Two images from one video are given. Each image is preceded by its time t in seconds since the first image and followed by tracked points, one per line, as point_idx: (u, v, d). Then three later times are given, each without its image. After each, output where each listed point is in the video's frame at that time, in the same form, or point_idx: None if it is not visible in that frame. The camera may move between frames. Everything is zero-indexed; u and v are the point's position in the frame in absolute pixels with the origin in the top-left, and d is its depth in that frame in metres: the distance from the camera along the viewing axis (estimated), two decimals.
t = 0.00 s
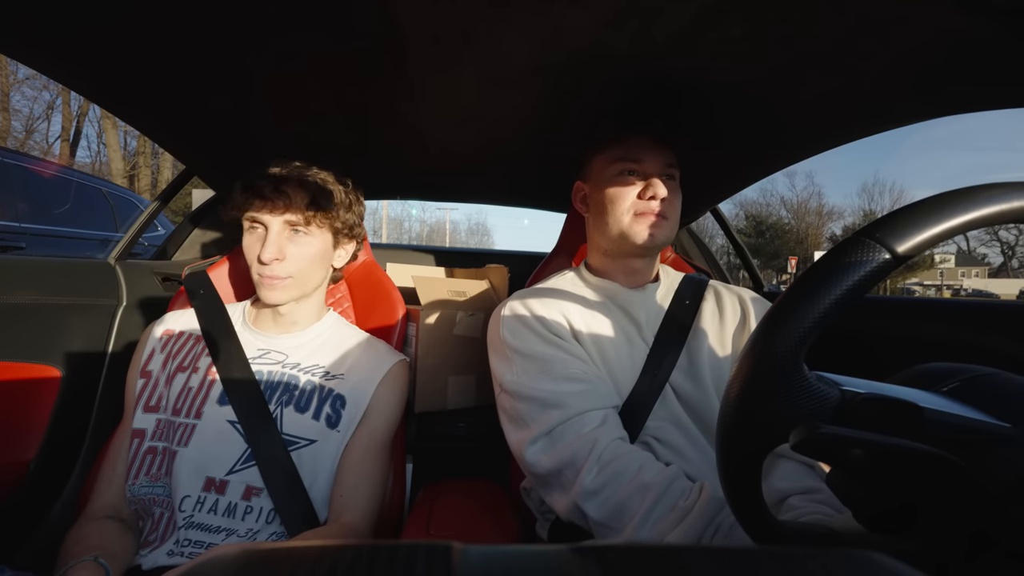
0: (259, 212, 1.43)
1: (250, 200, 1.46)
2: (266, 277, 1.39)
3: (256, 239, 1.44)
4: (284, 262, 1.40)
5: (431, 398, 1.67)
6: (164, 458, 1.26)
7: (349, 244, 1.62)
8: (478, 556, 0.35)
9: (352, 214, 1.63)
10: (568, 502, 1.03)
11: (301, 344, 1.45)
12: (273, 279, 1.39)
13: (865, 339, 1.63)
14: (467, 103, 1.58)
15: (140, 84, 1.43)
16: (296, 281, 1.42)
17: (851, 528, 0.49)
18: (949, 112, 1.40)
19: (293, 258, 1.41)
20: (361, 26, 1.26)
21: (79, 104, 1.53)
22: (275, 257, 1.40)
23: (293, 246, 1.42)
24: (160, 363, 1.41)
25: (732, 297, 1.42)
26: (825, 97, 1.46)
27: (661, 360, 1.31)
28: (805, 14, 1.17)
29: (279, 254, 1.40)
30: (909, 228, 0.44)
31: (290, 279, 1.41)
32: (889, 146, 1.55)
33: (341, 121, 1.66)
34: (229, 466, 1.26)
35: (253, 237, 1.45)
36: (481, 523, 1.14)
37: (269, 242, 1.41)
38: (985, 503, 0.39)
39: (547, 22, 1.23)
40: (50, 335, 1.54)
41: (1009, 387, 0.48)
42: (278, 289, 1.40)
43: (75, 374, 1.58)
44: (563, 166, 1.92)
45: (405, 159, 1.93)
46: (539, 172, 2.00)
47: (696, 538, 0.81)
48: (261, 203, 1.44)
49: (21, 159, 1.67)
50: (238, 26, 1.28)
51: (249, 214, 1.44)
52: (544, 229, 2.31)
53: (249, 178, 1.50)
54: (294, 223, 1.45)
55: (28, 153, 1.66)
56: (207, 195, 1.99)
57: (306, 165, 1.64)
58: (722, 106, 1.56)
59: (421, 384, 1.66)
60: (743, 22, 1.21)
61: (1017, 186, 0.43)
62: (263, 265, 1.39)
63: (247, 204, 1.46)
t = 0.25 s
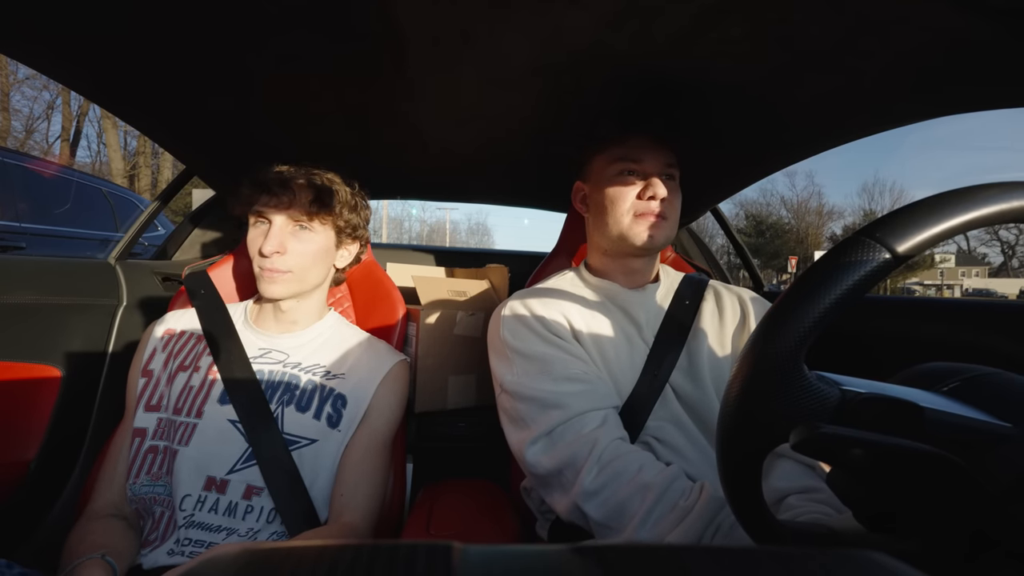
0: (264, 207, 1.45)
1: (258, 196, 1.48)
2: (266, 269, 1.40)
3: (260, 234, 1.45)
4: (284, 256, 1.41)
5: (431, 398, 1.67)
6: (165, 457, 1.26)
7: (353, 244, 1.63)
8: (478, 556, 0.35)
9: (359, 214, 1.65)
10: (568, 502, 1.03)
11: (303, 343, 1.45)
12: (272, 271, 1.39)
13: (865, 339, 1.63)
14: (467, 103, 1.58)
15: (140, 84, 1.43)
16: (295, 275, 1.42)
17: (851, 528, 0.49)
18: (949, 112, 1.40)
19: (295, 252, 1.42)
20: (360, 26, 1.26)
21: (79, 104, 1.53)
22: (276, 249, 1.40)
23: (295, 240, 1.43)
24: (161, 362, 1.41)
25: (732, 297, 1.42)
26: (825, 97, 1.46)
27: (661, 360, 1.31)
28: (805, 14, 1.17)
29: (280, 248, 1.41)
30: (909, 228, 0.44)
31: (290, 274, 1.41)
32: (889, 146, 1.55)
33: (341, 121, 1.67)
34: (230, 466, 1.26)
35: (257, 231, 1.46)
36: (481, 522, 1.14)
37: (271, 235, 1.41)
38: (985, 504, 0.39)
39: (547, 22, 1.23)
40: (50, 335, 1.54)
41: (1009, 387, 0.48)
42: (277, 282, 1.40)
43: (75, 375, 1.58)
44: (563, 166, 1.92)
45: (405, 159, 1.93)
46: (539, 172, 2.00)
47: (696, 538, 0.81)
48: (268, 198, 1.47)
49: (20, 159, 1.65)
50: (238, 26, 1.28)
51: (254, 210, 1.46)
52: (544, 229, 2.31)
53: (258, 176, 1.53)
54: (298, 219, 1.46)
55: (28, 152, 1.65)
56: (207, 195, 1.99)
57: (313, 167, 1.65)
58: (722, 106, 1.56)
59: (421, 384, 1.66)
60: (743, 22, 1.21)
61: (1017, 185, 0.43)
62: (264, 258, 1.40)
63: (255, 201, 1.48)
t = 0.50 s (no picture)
0: (273, 201, 1.51)
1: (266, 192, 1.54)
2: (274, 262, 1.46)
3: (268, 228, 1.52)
4: (291, 247, 1.46)
5: (430, 398, 1.68)
6: (167, 449, 1.26)
7: (354, 242, 1.65)
8: (479, 556, 0.35)
9: (359, 215, 1.67)
10: (568, 502, 1.02)
11: (304, 337, 1.47)
12: (278, 262, 1.45)
13: (864, 339, 1.63)
14: (467, 104, 1.58)
15: (140, 84, 1.43)
16: (300, 267, 1.47)
17: (851, 528, 0.49)
18: (949, 112, 1.40)
19: (301, 244, 1.47)
20: (360, 26, 1.26)
21: (79, 104, 1.53)
22: (283, 241, 1.46)
23: (301, 233, 1.48)
24: (167, 356, 1.42)
25: (732, 297, 1.42)
26: (825, 97, 1.46)
27: (661, 359, 1.31)
28: (805, 14, 1.17)
29: (287, 240, 1.47)
30: (909, 228, 0.44)
31: (294, 266, 1.46)
32: (889, 146, 1.55)
33: (341, 121, 1.66)
34: (229, 456, 1.27)
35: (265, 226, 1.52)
36: (480, 521, 1.14)
37: (279, 227, 1.48)
38: (985, 504, 0.39)
39: (547, 22, 1.23)
40: (50, 335, 1.55)
41: (1009, 387, 0.48)
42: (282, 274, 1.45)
43: (75, 375, 1.59)
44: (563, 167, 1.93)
45: (405, 159, 1.93)
46: (539, 172, 2.00)
47: (695, 538, 0.81)
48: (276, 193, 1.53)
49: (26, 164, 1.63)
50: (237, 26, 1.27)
51: (263, 206, 1.52)
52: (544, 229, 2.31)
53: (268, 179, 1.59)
54: (304, 213, 1.51)
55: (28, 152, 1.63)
56: (207, 195, 1.99)
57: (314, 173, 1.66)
58: (722, 106, 1.56)
59: (421, 384, 1.66)
60: (743, 22, 1.21)
61: (1017, 186, 0.43)
62: (272, 249, 1.46)
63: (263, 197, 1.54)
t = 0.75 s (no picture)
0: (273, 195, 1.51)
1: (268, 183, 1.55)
2: (272, 257, 1.48)
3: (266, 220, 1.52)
4: (289, 242, 1.48)
5: (430, 398, 1.68)
6: (170, 422, 1.35)
7: (349, 240, 1.65)
8: (479, 556, 0.35)
9: (354, 213, 1.67)
10: (568, 502, 1.02)
11: (302, 334, 1.52)
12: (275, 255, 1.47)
13: (864, 339, 1.63)
14: (467, 104, 1.58)
15: (139, 84, 1.43)
16: (298, 263, 1.49)
17: (851, 528, 0.49)
18: (949, 112, 1.40)
19: (299, 240, 1.48)
20: (361, 26, 1.26)
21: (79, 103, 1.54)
22: (281, 236, 1.47)
23: (299, 230, 1.49)
24: (182, 332, 1.51)
25: (732, 297, 1.42)
26: (825, 98, 1.46)
27: (661, 359, 1.31)
28: (806, 15, 1.17)
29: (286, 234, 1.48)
30: (909, 228, 0.44)
31: (292, 262, 1.48)
32: (889, 146, 1.55)
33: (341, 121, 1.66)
34: (228, 441, 1.32)
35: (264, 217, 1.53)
36: (479, 521, 1.14)
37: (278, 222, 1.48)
38: (985, 504, 0.39)
39: (547, 22, 1.23)
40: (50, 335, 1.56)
41: (1009, 387, 0.48)
42: (281, 270, 1.48)
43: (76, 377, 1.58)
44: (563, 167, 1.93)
45: (405, 159, 1.93)
46: (539, 172, 2.00)
47: (695, 538, 0.81)
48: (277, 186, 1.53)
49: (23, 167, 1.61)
50: (237, 26, 1.27)
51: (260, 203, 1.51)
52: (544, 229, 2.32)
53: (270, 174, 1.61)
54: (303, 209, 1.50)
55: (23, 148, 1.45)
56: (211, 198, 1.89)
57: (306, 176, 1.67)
58: (722, 106, 1.56)
59: (421, 384, 1.67)
60: (743, 22, 1.21)
61: (1017, 186, 0.43)
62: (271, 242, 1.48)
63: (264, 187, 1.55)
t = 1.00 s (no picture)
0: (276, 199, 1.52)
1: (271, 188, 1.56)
2: (277, 261, 1.49)
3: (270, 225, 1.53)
4: (292, 245, 1.48)
5: (431, 398, 1.68)
6: (183, 414, 1.37)
7: (352, 242, 1.66)
8: (479, 556, 0.35)
9: (359, 215, 1.68)
10: (568, 502, 1.03)
11: (304, 334, 1.53)
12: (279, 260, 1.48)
13: (864, 339, 1.63)
14: (467, 104, 1.58)
15: (138, 83, 1.43)
16: (302, 266, 1.49)
17: (851, 528, 0.49)
18: (949, 112, 1.40)
19: (303, 242, 1.49)
20: (360, 26, 1.26)
21: (78, 104, 1.53)
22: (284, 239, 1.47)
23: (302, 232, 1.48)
24: (197, 324, 1.51)
25: (732, 297, 1.42)
26: (825, 98, 1.46)
27: (661, 359, 1.31)
28: (806, 15, 1.17)
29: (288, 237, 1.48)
30: (909, 228, 0.44)
31: (297, 264, 1.49)
32: (889, 146, 1.55)
33: (340, 121, 1.67)
34: (233, 434, 1.33)
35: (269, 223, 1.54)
36: (480, 520, 1.15)
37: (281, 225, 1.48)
38: (985, 504, 0.39)
39: (547, 22, 1.23)
40: (50, 335, 1.57)
41: (1009, 387, 0.48)
42: (286, 273, 1.48)
43: (75, 375, 1.60)
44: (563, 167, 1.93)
45: (405, 159, 1.94)
46: (539, 172, 2.01)
47: (695, 538, 0.81)
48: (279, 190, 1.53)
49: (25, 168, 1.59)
50: (236, 26, 1.27)
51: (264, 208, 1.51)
52: (544, 229, 2.32)
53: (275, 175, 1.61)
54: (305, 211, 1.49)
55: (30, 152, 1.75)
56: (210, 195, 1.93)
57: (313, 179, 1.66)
58: (722, 106, 1.56)
59: (421, 384, 1.67)
60: (743, 22, 1.21)
61: (1017, 186, 0.43)
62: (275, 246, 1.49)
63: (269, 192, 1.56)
